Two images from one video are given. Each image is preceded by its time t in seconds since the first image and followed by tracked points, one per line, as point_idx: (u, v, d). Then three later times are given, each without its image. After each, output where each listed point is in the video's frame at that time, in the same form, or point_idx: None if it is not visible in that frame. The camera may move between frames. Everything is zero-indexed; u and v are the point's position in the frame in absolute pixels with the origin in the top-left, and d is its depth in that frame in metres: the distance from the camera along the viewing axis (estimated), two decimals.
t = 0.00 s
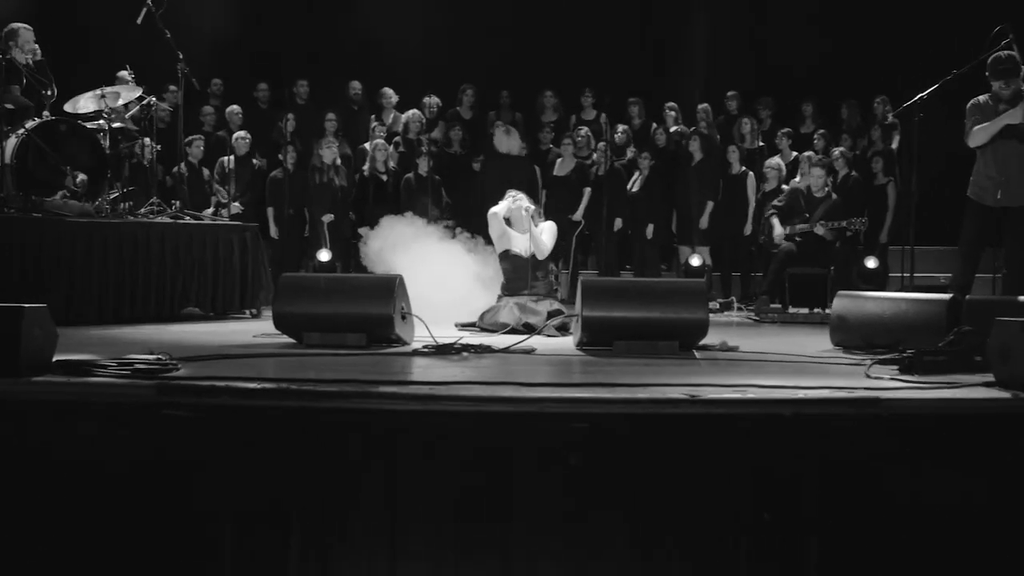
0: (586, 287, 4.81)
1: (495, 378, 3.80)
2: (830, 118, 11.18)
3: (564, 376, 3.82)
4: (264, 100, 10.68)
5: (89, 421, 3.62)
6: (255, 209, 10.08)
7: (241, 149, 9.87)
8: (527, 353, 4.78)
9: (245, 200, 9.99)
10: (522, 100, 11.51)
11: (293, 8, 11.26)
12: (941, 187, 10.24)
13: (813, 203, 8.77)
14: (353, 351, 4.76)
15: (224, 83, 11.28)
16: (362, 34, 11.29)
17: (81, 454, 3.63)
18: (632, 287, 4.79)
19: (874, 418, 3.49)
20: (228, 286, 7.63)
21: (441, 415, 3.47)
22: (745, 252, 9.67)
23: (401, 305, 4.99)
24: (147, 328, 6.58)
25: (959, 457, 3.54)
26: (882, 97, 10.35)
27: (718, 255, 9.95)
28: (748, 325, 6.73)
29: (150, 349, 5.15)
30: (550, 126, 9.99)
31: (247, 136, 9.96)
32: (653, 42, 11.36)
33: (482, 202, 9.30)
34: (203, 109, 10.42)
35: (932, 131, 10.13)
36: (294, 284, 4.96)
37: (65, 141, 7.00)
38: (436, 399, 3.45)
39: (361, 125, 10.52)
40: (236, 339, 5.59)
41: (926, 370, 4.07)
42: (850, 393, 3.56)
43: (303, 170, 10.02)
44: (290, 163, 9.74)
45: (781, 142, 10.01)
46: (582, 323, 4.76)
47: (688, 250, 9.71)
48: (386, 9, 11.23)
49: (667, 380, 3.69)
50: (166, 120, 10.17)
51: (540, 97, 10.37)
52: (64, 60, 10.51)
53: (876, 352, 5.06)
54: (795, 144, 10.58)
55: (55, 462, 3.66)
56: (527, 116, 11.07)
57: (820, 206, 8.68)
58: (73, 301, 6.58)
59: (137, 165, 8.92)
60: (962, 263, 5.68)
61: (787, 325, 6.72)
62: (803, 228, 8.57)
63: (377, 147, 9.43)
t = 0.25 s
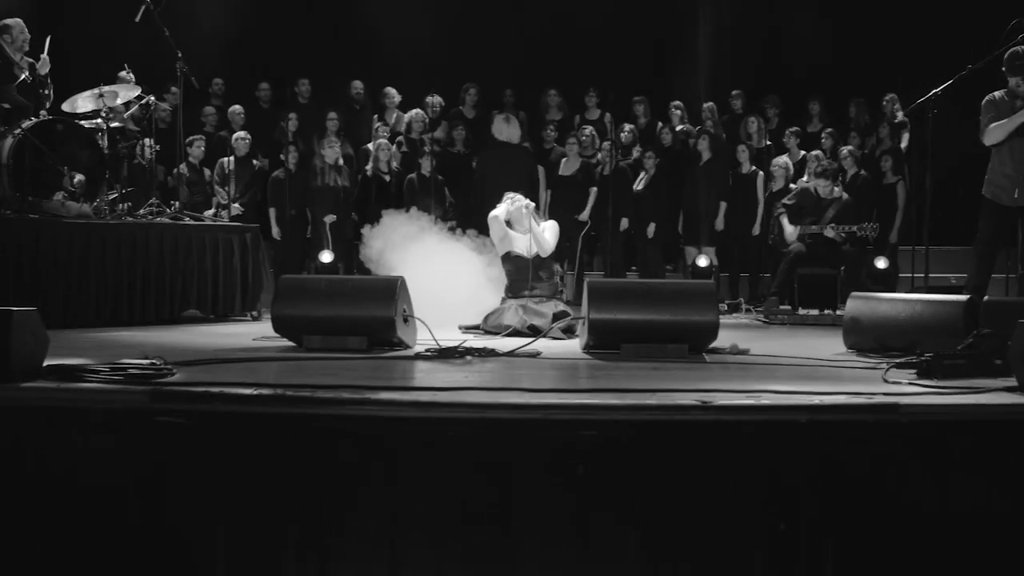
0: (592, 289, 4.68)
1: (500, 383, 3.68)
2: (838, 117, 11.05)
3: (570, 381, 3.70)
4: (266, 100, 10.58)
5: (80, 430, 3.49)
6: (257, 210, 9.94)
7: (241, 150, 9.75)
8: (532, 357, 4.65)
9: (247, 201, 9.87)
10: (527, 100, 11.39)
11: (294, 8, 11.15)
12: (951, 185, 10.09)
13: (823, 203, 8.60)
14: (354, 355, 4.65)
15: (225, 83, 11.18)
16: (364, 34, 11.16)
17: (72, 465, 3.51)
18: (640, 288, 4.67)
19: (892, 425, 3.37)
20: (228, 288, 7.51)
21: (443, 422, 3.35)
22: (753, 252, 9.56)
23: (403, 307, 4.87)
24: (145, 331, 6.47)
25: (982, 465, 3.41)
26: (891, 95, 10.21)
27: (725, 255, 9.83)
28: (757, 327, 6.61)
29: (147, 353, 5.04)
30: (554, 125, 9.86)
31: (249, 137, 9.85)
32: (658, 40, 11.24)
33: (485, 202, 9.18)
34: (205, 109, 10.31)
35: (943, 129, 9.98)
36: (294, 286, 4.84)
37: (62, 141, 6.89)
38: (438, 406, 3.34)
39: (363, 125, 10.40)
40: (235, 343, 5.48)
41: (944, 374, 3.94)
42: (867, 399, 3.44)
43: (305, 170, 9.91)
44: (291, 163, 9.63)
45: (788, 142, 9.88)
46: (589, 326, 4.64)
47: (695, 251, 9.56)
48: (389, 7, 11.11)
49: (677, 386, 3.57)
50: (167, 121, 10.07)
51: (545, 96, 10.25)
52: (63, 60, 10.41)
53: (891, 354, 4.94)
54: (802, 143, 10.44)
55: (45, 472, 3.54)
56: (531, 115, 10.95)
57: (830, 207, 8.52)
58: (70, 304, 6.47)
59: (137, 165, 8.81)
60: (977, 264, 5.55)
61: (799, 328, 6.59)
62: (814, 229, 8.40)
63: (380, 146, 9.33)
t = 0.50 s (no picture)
0: (598, 290, 4.54)
1: (502, 389, 3.53)
2: (843, 116, 10.91)
3: (575, 387, 3.56)
4: (265, 100, 10.43)
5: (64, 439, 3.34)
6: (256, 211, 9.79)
7: (240, 150, 9.61)
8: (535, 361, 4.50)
9: (245, 202, 9.72)
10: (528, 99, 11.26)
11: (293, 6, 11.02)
12: (959, 184, 9.96)
13: (831, 202, 8.42)
14: (351, 359, 4.49)
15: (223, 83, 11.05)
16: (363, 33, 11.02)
17: (56, 473, 3.36)
18: (647, 289, 4.54)
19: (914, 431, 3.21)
20: (224, 290, 7.37)
21: (444, 429, 3.20)
22: (760, 253, 9.38)
23: (402, 310, 4.73)
24: (139, 334, 6.32)
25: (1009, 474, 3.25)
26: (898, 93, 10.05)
27: (730, 256, 9.66)
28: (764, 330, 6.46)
29: (140, 358, 4.89)
30: (556, 124, 9.71)
31: (247, 137, 9.71)
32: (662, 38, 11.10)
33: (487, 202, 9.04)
34: (203, 109, 10.17)
35: (950, 127, 9.84)
36: (291, 288, 4.69)
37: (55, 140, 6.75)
38: (439, 412, 3.19)
39: (363, 125, 10.27)
40: (229, 347, 5.32)
41: (964, 378, 3.79)
42: (888, 404, 3.29)
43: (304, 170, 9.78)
44: (290, 163, 9.49)
45: (794, 141, 9.72)
46: (594, 328, 4.49)
47: (699, 252, 9.41)
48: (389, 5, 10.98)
49: (689, 391, 3.42)
50: (164, 121, 9.93)
51: (546, 95, 10.12)
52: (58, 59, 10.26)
53: (905, 358, 4.81)
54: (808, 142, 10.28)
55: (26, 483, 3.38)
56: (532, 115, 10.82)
57: (838, 205, 8.35)
58: (61, 306, 6.32)
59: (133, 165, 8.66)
60: (991, 265, 5.41)
61: (808, 331, 6.44)
62: (821, 228, 8.22)
63: (380, 146, 9.24)
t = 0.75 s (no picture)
0: (601, 293, 4.39)
1: (502, 397, 3.39)
2: (847, 115, 10.76)
3: (578, 394, 3.42)
4: (261, 99, 10.27)
5: (42, 450, 3.19)
6: (251, 211, 9.59)
7: (235, 149, 9.44)
8: (535, 366, 4.36)
9: (240, 202, 9.53)
10: (527, 97, 11.09)
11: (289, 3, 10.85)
12: (964, 183, 9.79)
13: (835, 201, 8.25)
14: (346, 365, 4.36)
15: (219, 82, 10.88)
16: (360, 31, 10.86)
17: (37, 486, 3.22)
18: (652, 291, 4.39)
19: (931, 441, 3.08)
20: (217, 293, 7.20)
21: (440, 440, 3.05)
22: (765, 253, 9.15)
23: (398, 314, 4.58)
24: (129, 338, 6.17)
25: None
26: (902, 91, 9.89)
27: (733, 257, 9.49)
28: (770, 333, 6.32)
29: (128, 363, 4.75)
30: (555, 123, 9.54)
31: (242, 136, 9.54)
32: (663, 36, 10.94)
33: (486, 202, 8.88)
34: (198, 108, 10.00)
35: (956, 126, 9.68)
36: (283, 291, 4.55)
37: (44, 139, 6.59)
38: (435, 422, 3.06)
39: (360, 124, 10.11)
40: (221, 352, 5.18)
41: (981, 384, 3.65)
42: (904, 413, 3.15)
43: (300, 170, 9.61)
44: (285, 162, 9.33)
45: (798, 140, 9.55)
46: (597, 333, 4.35)
47: (702, 253, 9.27)
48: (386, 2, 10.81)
49: (696, 400, 3.28)
50: (159, 120, 9.76)
51: (546, 94, 9.96)
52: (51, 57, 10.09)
53: (917, 363, 4.66)
54: (812, 142, 10.11)
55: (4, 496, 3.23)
56: (532, 114, 10.66)
57: (843, 204, 8.18)
58: (48, 308, 6.16)
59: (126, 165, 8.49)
60: (1003, 266, 5.27)
61: (815, 334, 6.28)
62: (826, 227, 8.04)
63: (378, 146, 9.06)
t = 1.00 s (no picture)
0: (601, 295, 4.23)
1: (497, 405, 3.24)
2: (849, 113, 10.60)
3: (577, 402, 3.26)
4: (255, 97, 10.08)
5: (12, 462, 3.03)
6: (246, 211, 9.39)
7: (229, 148, 9.25)
8: (533, 371, 4.20)
9: (233, 202, 9.33)
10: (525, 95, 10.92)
11: None
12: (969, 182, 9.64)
13: (839, 200, 8.09)
14: (336, 370, 4.20)
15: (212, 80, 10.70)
16: (355, 29, 10.69)
17: (9, 499, 3.06)
18: (654, 294, 4.23)
19: (949, 452, 2.92)
20: (209, 295, 7.02)
21: (432, 451, 2.90)
22: (766, 254, 9.01)
23: (391, 317, 4.42)
24: (116, 343, 5.99)
25: None
26: (906, 90, 9.74)
27: (734, 257, 9.33)
28: (773, 336, 6.17)
29: (110, 368, 4.57)
30: (553, 122, 9.38)
31: (235, 134, 9.35)
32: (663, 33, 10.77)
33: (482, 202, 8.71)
34: (190, 106, 9.83)
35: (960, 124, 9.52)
36: (270, 293, 4.39)
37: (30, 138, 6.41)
38: (426, 433, 2.90)
39: (355, 122, 9.94)
40: (208, 356, 5.02)
41: (997, 391, 3.50)
42: (920, 422, 2.99)
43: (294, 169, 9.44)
44: (279, 161, 9.16)
45: (801, 139, 9.38)
46: (597, 337, 4.19)
47: (703, 253, 9.10)
48: None
49: (701, 409, 3.12)
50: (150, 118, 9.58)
51: (544, 92, 9.80)
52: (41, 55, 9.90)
53: (929, 367, 4.51)
54: (814, 140, 9.95)
55: None
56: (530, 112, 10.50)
57: (847, 205, 8.03)
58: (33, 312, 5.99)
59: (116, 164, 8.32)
60: (1014, 268, 5.11)
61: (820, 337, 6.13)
62: (830, 229, 7.90)
63: (373, 145, 8.87)
